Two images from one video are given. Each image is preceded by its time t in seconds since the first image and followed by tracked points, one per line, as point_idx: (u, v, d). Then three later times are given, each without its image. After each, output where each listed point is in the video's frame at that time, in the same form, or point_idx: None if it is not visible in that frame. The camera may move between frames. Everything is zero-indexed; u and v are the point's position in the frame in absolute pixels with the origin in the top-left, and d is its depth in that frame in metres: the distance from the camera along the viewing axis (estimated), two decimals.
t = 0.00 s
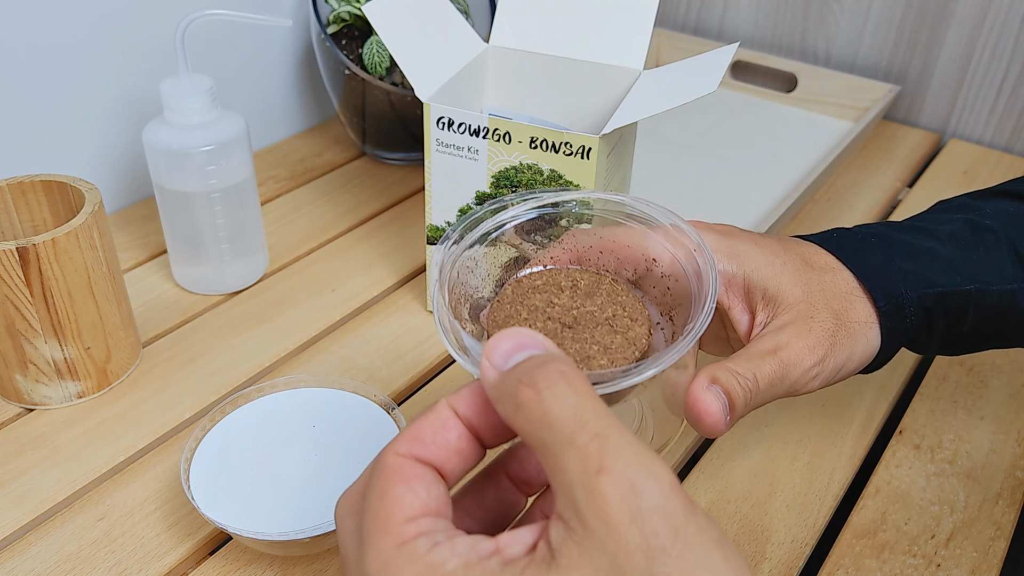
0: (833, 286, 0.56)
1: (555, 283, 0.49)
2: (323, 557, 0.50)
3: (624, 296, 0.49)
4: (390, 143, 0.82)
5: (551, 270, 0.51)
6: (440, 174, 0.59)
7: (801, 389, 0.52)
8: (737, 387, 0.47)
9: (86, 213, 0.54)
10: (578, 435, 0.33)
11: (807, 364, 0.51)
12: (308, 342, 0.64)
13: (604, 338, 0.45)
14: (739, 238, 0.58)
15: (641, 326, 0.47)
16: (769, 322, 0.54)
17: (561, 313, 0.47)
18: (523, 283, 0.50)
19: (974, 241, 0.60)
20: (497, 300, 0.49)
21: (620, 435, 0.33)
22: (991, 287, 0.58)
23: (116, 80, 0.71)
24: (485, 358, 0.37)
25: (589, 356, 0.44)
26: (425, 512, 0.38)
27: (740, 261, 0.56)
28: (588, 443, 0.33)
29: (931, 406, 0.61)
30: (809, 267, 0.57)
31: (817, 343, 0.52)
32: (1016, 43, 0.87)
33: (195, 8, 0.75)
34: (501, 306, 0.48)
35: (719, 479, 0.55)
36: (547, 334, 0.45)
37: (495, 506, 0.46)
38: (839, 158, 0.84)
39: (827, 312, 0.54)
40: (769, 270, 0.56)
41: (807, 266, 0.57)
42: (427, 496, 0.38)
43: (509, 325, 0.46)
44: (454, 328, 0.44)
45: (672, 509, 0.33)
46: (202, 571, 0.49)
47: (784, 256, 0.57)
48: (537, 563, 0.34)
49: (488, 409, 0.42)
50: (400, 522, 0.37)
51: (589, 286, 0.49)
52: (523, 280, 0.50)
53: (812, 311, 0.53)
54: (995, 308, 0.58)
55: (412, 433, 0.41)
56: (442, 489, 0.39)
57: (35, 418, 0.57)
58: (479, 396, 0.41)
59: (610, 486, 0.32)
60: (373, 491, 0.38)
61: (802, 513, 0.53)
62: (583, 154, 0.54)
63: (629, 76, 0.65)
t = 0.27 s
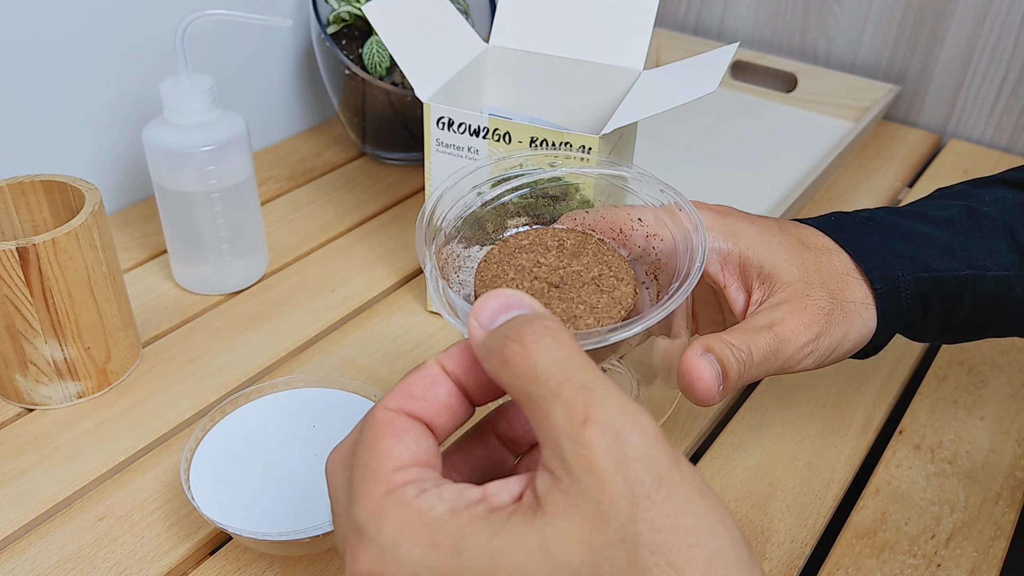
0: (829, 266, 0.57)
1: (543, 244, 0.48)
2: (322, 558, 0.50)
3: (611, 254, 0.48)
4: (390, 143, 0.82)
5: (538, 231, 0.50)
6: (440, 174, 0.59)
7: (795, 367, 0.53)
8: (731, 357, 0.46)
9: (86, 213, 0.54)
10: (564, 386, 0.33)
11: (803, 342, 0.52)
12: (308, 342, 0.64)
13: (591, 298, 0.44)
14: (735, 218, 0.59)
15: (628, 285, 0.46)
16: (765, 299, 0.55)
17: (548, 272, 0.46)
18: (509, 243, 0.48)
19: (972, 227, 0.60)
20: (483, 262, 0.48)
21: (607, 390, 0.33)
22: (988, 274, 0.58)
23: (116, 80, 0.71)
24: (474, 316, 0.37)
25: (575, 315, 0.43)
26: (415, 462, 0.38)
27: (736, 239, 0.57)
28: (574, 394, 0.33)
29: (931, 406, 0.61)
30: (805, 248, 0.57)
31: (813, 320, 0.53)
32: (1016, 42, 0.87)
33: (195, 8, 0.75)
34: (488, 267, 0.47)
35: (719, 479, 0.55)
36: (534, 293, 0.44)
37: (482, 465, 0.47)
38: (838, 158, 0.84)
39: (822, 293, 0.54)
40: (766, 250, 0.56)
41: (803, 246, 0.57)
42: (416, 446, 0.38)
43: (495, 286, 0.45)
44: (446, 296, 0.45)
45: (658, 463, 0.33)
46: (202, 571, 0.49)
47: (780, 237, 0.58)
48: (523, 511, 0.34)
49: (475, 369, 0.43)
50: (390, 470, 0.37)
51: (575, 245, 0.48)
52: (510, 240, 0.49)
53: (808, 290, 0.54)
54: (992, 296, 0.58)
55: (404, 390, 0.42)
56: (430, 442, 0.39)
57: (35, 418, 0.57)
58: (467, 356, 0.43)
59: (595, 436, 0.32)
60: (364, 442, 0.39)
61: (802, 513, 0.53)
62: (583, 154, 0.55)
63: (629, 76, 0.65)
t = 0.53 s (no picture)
0: (835, 266, 0.56)
1: (532, 225, 0.48)
2: (322, 558, 0.50)
3: (602, 232, 0.48)
4: (390, 143, 0.82)
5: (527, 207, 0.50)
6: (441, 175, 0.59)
7: (804, 365, 0.53)
8: (739, 353, 0.46)
9: (86, 213, 0.54)
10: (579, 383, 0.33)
11: (812, 341, 0.52)
12: (308, 342, 0.64)
13: (585, 285, 0.45)
14: (740, 218, 0.59)
15: (622, 268, 0.46)
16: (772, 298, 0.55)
17: (541, 257, 0.46)
18: (500, 223, 0.48)
19: (977, 227, 0.60)
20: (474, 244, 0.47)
21: (620, 386, 0.34)
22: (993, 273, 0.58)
23: (116, 80, 0.71)
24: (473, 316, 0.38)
25: (571, 306, 0.44)
26: (425, 458, 0.37)
27: (739, 239, 0.57)
28: (589, 393, 0.33)
29: (931, 406, 0.61)
30: (810, 247, 0.57)
31: (821, 317, 0.52)
32: (1016, 43, 0.87)
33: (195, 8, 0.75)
34: (480, 250, 0.47)
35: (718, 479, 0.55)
36: (529, 282, 0.45)
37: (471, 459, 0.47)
38: (838, 158, 0.84)
39: (830, 291, 0.54)
40: (770, 249, 0.56)
41: (807, 245, 0.57)
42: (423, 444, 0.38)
43: (489, 273, 0.45)
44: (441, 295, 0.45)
45: (670, 459, 0.33)
46: (202, 570, 0.49)
47: (785, 237, 0.58)
48: (542, 505, 0.34)
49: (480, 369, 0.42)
50: (402, 466, 0.37)
51: (567, 225, 0.48)
52: (501, 219, 0.49)
53: (815, 288, 0.54)
54: (997, 296, 0.58)
55: (404, 388, 0.41)
56: (435, 439, 0.39)
57: (35, 418, 0.57)
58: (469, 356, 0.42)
59: (613, 434, 0.33)
60: (368, 441, 0.38)
61: (802, 513, 0.53)
62: (583, 156, 0.55)
63: (629, 76, 0.65)
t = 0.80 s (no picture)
0: (853, 260, 0.56)
1: (530, 212, 0.45)
2: (323, 558, 0.50)
3: (604, 223, 0.45)
4: (390, 143, 0.82)
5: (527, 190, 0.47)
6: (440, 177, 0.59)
7: (827, 358, 0.52)
8: (763, 345, 0.46)
9: (86, 213, 0.54)
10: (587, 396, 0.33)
11: (836, 332, 0.51)
12: (308, 342, 0.64)
13: (583, 284, 0.43)
14: (754, 219, 0.58)
15: (622, 266, 0.45)
16: (792, 293, 0.54)
17: (540, 250, 0.44)
18: (497, 210, 0.46)
19: (991, 223, 0.61)
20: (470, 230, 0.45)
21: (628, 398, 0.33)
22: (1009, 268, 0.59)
23: (116, 80, 0.71)
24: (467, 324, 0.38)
25: (566, 307, 0.43)
26: (426, 472, 0.37)
27: (754, 238, 0.57)
28: (597, 406, 0.33)
29: (931, 406, 0.61)
30: (825, 243, 0.57)
31: (842, 309, 0.52)
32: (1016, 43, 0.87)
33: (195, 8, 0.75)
34: (475, 240, 0.44)
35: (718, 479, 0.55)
36: (527, 278, 0.43)
37: (467, 462, 0.47)
38: (838, 158, 0.84)
39: (848, 283, 0.54)
40: (785, 247, 0.56)
41: (821, 242, 0.57)
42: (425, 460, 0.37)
43: (484, 267, 0.44)
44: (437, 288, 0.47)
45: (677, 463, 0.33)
46: (202, 570, 0.49)
47: (799, 235, 0.57)
48: (555, 522, 0.33)
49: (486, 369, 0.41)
50: (404, 483, 0.36)
51: (567, 215, 0.45)
52: (498, 204, 0.46)
53: (834, 281, 0.54)
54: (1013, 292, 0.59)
55: (395, 400, 0.40)
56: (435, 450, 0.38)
57: (35, 418, 0.57)
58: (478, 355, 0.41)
59: (624, 450, 0.32)
60: (365, 459, 0.37)
61: (802, 513, 0.53)
62: (582, 155, 0.54)
63: (629, 76, 0.65)
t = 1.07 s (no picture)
0: (864, 278, 0.56)
1: (491, 214, 0.48)
2: (323, 558, 0.50)
3: (565, 218, 0.48)
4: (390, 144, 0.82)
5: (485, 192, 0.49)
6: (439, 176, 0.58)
7: (846, 379, 0.51)
8: (775, 380, 0.45)
9: (85, 213, 0.54)
10: (562, 402, 0.33)
11: (852, 354, 0.50)
12: (308, 342, 0.64)
13: (552, 280, 0.46)
14: (770, 242, 0.58)
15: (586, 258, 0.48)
16: (810, 316, 0.53)
17: (504, 251, 0.47)
18: (457, 216, 0.48)
19: (1003, 234, 0.62)
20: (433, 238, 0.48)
21: (606, 402, 0.34)
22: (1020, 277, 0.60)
23: (116, 80, 0.71)
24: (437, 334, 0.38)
25: (538, 306, 0.45)
26: (397, 485, 0.37)
27: (770, 263, 0.56)
28: (574, 409, 0.33)
29: (932, 406, 0.61)
30: (839, 264, 0.56)
31: (856, 331, 0.51)
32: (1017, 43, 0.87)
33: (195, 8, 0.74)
34: (438, 249, 0.47)
35: (718, 480, 0.55)
36: (495, 280, 0.46)
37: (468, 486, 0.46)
38: (839, 158, 0.84)
39: (862, 304, 0.53)
40: (801, 269, 0.55)
41: (836, 262, 0.57)
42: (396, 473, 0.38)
43: (449, 274, 0.46)
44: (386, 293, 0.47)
45: (653, 454, 0.33)
46: (202, 570, 0.49)
47: (815, 256, 0.57)
48: (531, 532, 0.34)
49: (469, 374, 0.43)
50: (376, 498, 0.37)
51: (528, 214, 0.48)
52: (458, 210, 0.48)
53: (847, 301, 0.53)
54: None
55: (369, 414, 0.41)
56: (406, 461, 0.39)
57: (34, 418, 0.57)
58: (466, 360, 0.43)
59: (601, 454, 0.33)
60: (336, 474, 0.38)
61: (803, 513, 0.53)
62: (583, 155, 0.54)
63: (630, 76, 0.65)
